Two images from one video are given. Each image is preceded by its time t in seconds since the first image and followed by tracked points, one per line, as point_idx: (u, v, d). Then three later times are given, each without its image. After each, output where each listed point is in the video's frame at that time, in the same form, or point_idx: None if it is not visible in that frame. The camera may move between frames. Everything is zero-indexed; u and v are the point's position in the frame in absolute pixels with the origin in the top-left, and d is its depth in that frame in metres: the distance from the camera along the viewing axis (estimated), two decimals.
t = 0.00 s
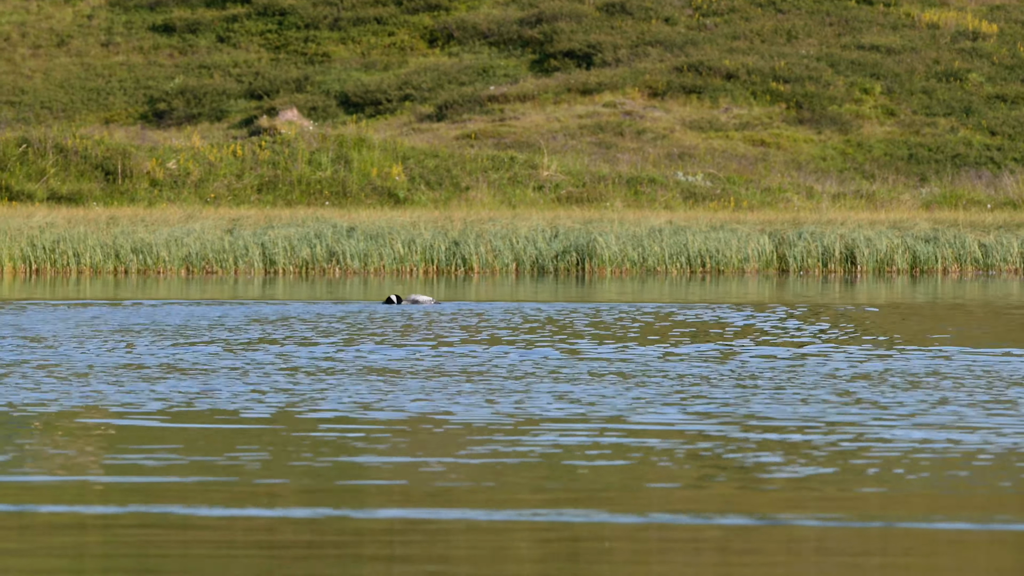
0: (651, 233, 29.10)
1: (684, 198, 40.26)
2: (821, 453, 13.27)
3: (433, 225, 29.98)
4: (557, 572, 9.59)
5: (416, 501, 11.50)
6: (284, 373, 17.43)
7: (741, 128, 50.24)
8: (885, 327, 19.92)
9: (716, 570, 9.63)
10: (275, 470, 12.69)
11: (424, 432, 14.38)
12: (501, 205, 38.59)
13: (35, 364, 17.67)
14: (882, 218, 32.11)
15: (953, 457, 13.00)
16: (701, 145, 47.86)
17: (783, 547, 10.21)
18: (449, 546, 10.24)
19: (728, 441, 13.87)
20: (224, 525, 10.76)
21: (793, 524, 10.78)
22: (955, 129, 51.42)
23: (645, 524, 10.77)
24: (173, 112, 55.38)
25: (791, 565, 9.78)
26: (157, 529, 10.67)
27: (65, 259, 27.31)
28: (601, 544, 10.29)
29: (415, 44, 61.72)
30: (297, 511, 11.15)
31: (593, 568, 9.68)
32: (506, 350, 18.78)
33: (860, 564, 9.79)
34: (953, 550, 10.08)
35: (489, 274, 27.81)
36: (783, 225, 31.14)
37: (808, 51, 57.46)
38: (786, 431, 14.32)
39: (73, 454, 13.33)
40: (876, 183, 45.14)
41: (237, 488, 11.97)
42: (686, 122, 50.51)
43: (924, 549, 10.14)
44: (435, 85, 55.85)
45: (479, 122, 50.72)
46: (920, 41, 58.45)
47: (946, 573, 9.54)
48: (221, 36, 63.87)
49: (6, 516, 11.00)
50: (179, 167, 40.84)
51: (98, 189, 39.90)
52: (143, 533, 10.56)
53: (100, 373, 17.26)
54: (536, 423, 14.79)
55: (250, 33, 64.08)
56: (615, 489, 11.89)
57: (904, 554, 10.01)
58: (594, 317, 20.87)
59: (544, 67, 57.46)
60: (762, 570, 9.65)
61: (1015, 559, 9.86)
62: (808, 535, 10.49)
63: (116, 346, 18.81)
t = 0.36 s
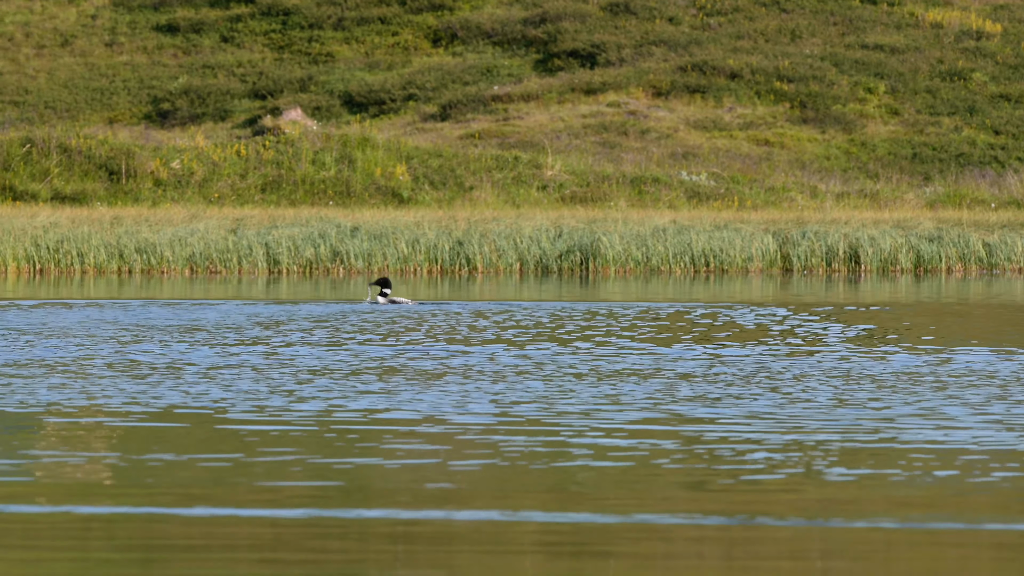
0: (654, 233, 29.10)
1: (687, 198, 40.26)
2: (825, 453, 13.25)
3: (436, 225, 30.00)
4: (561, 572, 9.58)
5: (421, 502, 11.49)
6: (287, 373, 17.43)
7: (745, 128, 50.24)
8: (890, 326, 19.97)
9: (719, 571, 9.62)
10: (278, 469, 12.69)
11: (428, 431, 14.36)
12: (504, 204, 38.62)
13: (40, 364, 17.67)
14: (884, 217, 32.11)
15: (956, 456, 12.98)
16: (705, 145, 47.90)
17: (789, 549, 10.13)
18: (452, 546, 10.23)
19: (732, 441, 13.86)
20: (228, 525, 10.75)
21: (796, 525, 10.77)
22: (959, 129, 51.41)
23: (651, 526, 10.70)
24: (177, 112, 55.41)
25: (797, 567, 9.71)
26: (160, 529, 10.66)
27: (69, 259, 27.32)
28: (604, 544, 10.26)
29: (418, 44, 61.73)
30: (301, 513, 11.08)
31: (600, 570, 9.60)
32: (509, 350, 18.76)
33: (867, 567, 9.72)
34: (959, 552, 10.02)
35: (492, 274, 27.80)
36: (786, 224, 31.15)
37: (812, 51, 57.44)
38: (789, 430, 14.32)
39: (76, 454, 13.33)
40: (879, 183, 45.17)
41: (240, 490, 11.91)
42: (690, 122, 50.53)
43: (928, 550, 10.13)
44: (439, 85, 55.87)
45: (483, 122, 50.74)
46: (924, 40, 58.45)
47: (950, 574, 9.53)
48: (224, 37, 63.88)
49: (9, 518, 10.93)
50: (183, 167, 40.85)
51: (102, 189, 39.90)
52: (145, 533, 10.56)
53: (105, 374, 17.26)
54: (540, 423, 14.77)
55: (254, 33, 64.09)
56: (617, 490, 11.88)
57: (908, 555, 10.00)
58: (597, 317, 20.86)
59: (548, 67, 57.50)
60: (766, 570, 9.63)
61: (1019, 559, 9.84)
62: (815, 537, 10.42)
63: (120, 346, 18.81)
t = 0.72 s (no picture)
0: (658, 234, 29.14)
1: (691, 198, 40.28)
2: (829, 455, 13.30)
3: (440, 226, 30.04)
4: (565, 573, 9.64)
5: (426, 504, 11.54)
6: (291, 374, 17.47)
7: (749, 128, 50.23)
8: (894, 326, 20.05)
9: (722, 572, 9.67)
10: (283, 472, 12.74)
11: (433, 433, 14.41)
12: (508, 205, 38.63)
13: (44, 365, 17.71)
14: (889, 220, 32.15)
15: (959, 458, 13.03)
16: (709, 146, 47.92)
17: (791, 553, 10.13)
18: (457, 548, 10.27)
19: (736, 443, 13.90)
20: (234, 527, 10.81)
21: (799, 527, 10.82)
22: (962, 129, 51.41)
23: (654, 528, 10.75)
24: (181, 112, 55.35)
25: (800, 570, 9.73)
26: (167, 531, 10.71)
27: (72, 260, 27.34)
28: (608, 547, 10.30)
29: (422, 43, 61.67)
30: (304, 517, 11.08)
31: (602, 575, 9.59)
32: (513, 351, 18.81)
33: (870, 570, 9.71)
34: (960, 555, 10.04)
35: (496, 274, 27.84)
36: (790, 226, 31.20)
37: (816, 50, 57.41)
38: (793, 432, 14.37)
39: (82, 456, 13.38)
40: (884, 183, 45.19)
41: (246, 492, 11.95)
42: (694, 122, 50.52)
43: (930, 551, 10.19)
44: (442, 85, 55.84)
45: (487, 121, 50.76)
46: (927, 40, 58.42)
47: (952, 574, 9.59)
48: (227, 36, 63.80)
49: (13, 523, 10.93)
50: (186, 168, 40.84)
51: (106, 190, 39.87)
52: (152, 535, 10.61)
53: (109, 375, 17.30)
54: (545, 425, 14.82)
55: (256, 33, 64.00)
56: (621, 492, 11.93)
57: (911, 556, 10.05)
58: (601, 318, 20.91)
59: (551, 67, 57.47)
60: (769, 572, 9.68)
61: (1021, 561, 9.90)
62: (817, 541, 10.44)
63: (124, 347, 18.84)
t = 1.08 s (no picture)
0: (663, 234, 29.16)
1: (696, 199, 40.32)
2: (834, 455, 13.28)
3: (444, 226, 30.04)
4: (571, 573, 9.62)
5: (433, 504, 11.51)
6: (296, 375, 17.45)
7: (753, 129, 50.27)
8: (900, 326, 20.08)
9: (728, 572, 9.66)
10: (289, 472, 12.72)
11: (439, 434, 14.39)
12: (512, 206, 38.62)
13: (49, 366, 17.68)
14: (894, 219, 32.28)
15: (964, 460, 13.01)
16: (712, 146, 47.96)
17: (796, 554, 10.09)
18: (463, 548, 10.25)
19: (742, 443, 13.88)
20: (239, 527, 10.79)
21: (806, 527, 10.80)
22: (966, 130, 51.49)
23: (661, 529, 10.73)
24: (184, 113, 55.33)
25: (806, 569, 9.72)
26: (172, 531, 10.68)
27: (77, 260, 27.36)
28: (614, 547, 10.28)
29: (425, 44, 61.69)
30: (309, 518, 11.04)
31: None
32: (518, 352, 18.80)
33: (875, 571, 9.68)
34: (968, 556, 10.02)
35: (501, 275, 27.85)
36: (794, 226, 31.26)
37: (819, 51, 57.47)
38: (800, 432, 14.35)
39: (87, 456, 13.36)
40: (888, 184, 45.27)
41: (252, 492, 11.93)
42: (698, 123, 50.56)
43: (937, 551, 10.18)
44: (446, 86, 55.86)
45: (491, 123, 50.82)
46: (930, 41, 58.48)
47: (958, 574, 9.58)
48: (231, 37, 63.78)
49: (18, 524, 10.89)
50: (190, 168, 40.87)
51: (109, 190, 39.83)
52: (157, 535, 10.59)
53: (114, 375, 17.28)
54: (550, 425, 14.80)
55: (260, 34, 63.94)
56: (626, 492, 11.90)
57: (917, 556, 10.03)
58: (606, 319, 20.91)
59: (555, 68, 57.52)
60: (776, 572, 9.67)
61: None
62: (824, 540, 10.42)
63: (128, 348, 18.82)
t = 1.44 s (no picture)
0: (691, 234, 29.18)
1: (724, 199, 40.30)
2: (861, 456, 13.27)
3: (473, 226, 30.07)
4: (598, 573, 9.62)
5: (462, 505, 11.52)
6: (324, 375, 17.47)
7: (781, 129, 50.23)
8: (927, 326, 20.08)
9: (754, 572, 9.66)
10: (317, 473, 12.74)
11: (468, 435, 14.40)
12: (541, 206, 38.61)
13: (77, 366, 17.74)
14: (924, 219, 32.30)
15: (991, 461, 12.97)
16: (740, 146, 47.92)
17: (825, 558, 10.01)
18: (490, 549, 10.25)
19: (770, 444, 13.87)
20: (265, 527, 10.81)
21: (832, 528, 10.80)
22: (994, 130, 51.41)
23: (688, 530, 10.73)
24: (213, 113, 55.41)
25: (832, 570, 9.71)
26: (200, 532, 10.71)
27: (105, 260, 27.43)
28: (640, 548, 10.28)
29: (453, 44, 61.70)
30: (337, 518, 11.05)
31: None
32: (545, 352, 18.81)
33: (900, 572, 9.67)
34: (994, 556, 10.00)
35: (528, 276, 27.89)
36: (823, 226, 31.29)
37: (848, 52, 57.42)
38: (827, 433, 14.34)
39: (115, 457, 13.40)
40: (915, 184, 45.23)
41: (280, 493, 11.94)
42: (725, 123, 50.54)
43: (964, 552, 10.15)
44: (474, 86, 55.87)
45: (518, 122, 50.84)
46: (960, 41, 58.37)
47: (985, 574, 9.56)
48: (259, 37, 63.83)
49: (47, 524, 10.94)
50: (219, 168, 40.94)
51: (139, 190, 39.90)
52: (183, 536, 10.61)
53: (141, 375, 17.33)
54: (578, 426, 14.81)
55: (288, 34, 63.97)
56: (653, 493, 11.91)
57: (943, 557, 10.01)
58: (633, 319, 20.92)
59: (583, 68, 57.55)
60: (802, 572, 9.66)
61: None
62: (850, 542, 10.41)
63: (154, 348, 18.86)
